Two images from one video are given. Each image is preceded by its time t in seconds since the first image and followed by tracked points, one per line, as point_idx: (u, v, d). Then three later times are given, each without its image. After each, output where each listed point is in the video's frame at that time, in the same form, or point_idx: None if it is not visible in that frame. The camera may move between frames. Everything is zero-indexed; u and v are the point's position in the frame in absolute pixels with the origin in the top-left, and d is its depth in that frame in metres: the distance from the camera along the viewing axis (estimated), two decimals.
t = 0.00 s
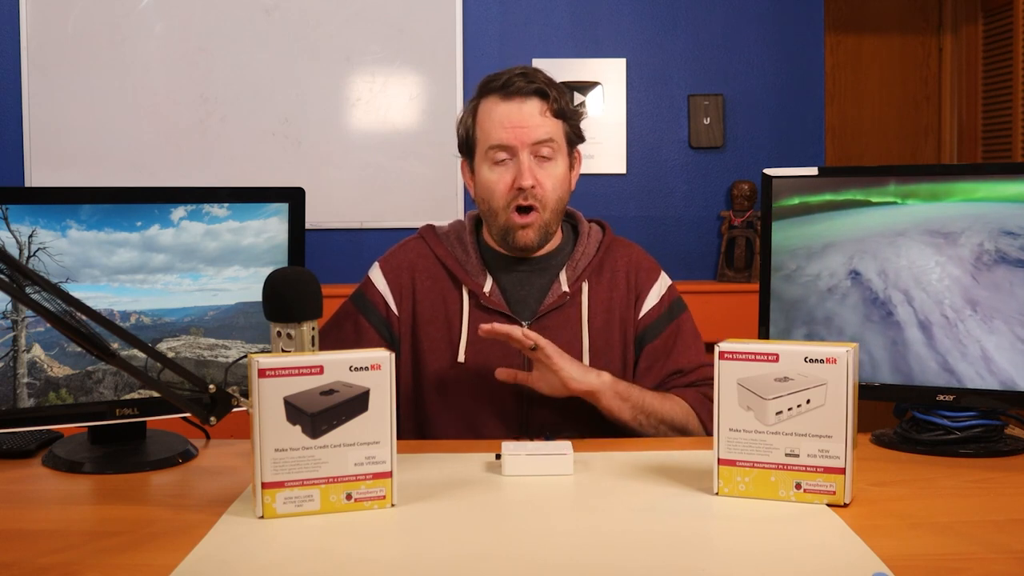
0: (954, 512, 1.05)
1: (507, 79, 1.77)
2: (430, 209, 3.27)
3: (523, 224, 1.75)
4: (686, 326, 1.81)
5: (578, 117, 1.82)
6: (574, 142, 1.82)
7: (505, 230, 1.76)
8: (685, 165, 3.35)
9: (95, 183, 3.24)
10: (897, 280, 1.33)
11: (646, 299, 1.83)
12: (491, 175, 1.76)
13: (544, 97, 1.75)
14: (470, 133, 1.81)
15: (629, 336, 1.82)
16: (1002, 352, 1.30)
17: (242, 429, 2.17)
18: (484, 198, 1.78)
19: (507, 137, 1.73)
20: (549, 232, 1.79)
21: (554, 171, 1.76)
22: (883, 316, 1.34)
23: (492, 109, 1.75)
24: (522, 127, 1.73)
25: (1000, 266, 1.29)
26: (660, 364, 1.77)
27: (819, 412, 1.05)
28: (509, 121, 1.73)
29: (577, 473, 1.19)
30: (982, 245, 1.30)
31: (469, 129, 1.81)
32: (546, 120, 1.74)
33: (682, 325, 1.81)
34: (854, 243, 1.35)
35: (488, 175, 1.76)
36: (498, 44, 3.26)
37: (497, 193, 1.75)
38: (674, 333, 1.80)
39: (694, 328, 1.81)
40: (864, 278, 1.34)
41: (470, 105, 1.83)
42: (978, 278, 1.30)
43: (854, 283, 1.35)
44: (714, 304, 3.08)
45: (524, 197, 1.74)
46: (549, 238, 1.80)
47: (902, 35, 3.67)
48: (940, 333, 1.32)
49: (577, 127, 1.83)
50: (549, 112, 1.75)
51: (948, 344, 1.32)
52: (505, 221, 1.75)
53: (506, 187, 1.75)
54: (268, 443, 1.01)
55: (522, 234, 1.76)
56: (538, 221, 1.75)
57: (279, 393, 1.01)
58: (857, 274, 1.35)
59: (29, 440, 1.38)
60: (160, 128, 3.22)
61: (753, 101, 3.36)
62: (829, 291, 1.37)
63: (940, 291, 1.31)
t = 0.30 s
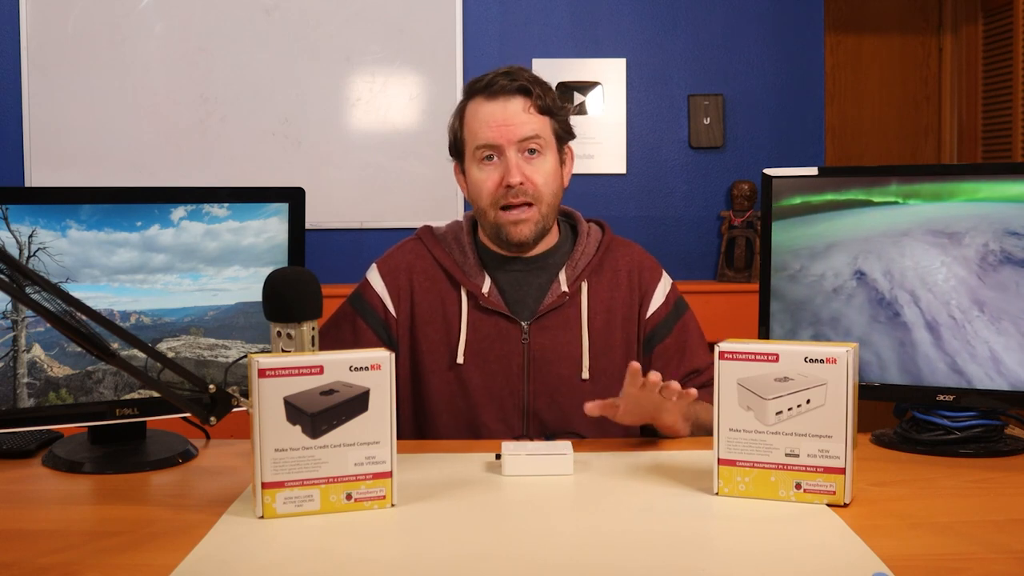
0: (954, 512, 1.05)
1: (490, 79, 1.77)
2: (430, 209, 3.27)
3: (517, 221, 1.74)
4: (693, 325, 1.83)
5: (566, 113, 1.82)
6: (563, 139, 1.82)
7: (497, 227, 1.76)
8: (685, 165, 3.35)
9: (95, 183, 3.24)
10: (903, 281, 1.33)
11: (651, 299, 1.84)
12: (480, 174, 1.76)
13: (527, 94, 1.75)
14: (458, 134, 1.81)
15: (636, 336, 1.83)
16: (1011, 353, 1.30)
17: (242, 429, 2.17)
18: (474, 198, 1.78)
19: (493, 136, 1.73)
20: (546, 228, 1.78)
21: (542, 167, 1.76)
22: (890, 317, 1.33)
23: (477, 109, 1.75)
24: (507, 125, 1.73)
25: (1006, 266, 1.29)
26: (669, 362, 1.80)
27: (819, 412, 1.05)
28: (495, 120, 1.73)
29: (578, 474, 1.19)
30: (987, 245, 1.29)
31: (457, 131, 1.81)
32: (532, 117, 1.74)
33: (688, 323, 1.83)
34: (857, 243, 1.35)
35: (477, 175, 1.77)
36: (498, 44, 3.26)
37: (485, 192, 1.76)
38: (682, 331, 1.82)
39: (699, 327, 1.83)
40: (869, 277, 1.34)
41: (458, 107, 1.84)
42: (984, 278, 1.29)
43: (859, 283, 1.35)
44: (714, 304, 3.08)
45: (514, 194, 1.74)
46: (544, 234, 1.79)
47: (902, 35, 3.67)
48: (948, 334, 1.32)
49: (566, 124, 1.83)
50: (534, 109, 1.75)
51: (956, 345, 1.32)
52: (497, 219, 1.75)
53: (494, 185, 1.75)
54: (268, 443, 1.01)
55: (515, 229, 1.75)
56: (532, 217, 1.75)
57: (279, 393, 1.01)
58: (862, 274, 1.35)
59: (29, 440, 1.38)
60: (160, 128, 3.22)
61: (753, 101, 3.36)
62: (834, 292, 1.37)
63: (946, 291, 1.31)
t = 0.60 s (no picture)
0: (954, 512, 1.05)
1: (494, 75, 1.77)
2: (430, 209, 3.27)
3: (517, 218, 1.74)
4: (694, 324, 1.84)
5: (569, 113, 1.83)
6: (566, 139, 1.82)
7: (497, 223, 1.76)
8: (685, 165, 3.35)
9: (95, 183, 3.24)
10: (908, 281, 1.33)
11: (651, 298, 1.84)
12: (482, 170, 1.77)
13: (532, 92, 1.75)
14: (460, 130, 1.81)
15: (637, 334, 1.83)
16: (1018, 354, 1.30)
17: (242, 429, 2.17)
18: (475, 194, 1.79)
19: (497, 132, 1.74)
20: (546, 226, 1.78)
21: (544, 165, 1.77)
22: (896, 317, 1.33)
23: (481, 105, 1.75)
24: (511, 122, 1.73)
25: (1011, 266, 1.29)
26: (671, 361, 1.80)
27: (819, 412, 1.05)
28: (498, 116, 1.74)
29: (578, 474, 1.19)
30: (991, 245, 1.29)
31: (459, 127, 1.81)
32: (536, 115, 1.74)
33: (689, 322, 1.84)
34: (861, 243, 1.35)
35: (478, 171, 1.77)
36: (498, 44, 3.26)
37: (486, 188, 1.76)
38: (683, 329, 1.83)
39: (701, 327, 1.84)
40: (873, 278, 1.34)
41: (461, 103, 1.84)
42: (989, 279, 1.29)
43: (864, 284, 1.35)
44: (714, 303, 3.08)
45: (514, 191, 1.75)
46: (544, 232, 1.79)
47: (902, 35, 3.67)
48: (955, 335, 1.32)
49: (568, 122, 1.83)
50: (538, 107, 1.75)
51: (963, 346, 1.32)
52: (498, 216, 1.75)
53: (496, 181, 1.76)
54: (268, 443, 1.01)
55: (514, 226, 1.75)
56: (532, 214, 1.75)
57: (279, 393, 1.01)
58: (866, 274, 1.35)
59: (29, 440, 1.38)
60: (160, 128, 3.22)
61: (753, 101, 3.36)
62: (839, 292, 1.36)
63: (952, 292, 1.31)
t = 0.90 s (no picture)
0: (954, 512, 1.05)
1: (508, 85, 1.73)
2: (430, 209, 3.27)
3: (517, 230, 1.75)
4: (687, 304, 1.80)
5: (576, 124, 1.79)
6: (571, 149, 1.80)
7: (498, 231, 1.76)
8: (685, 165, 3.35)
9: (95, 183, 3.24)
10: (915, 282, 1.33)
11: (642, 282, 1.82)
12: (488, 180, 1.74)
13: (544, 107, 1.71)
14: (468, 133, 1.78)
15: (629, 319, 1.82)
16: None
17: (242, 428, 2.17)
18: (479, 202, 1.77)
19: (505, 147, 1.70)
20: (544, 236, 1.79)
21: (550, 181, 1.74)
22: (905, 318, 1.33)
23: (491, 116, 1.71)
24: (520, 138, 1.69)
25: (1017, 266, 1.29)
26: (663, 340, 1.76)
27: (819, 412, 1.05)
28: (508, 130, 1.69)
29: (577, 473, 1.19)
30: (997, 245, 1.29)
31: (468, 129, 1.78)
32: (545, 132, 1.70)
33: (683, 303, 1.80)
34: (866, 243, 1.35)
35: (484, 180, 1.74)
36: (498, 44, 3.26)
37: (490, 199, 1.74)
38: (676, 309, 1.78)
39: (695, 306, 1.79)
40: (880, 278, 1.34)
41: (470, 103, 1.80)
42: (996, 279, 1.29)
43: (870, 284, 1.34)
44: (714, 303, 3.08)
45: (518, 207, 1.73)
46: (542, 240, 1.80)
47: (902, 35, 3.67)
48: (965, 337, 1.32)
49: (575, 132, 1.80)
50: (548, 123, 1.71)
51: (974, 347, 1.32)
52: (499, 225, 1.75)
53: (500, 194, 1.73)
54: (269, 443, 1.01)
55: (514, 237, 1.76)
56: (532, 227, 1.75)
57: (279, 393, 1.01)
58: (873, 275, 1.34)
59: (29, 440, 1.38)
60: (160, 128, 3.22)
61: (753, 101, 3.36)
62: (846, 292, 1.36)
63: (960, 293, 1.31)
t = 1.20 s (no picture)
0: (954, 512, 1.05)
1: (510, 90, 1.73)
2: (430, 209, 3.27)
3: (518, 236, 1.74)
4: (686, 305, 1.80)
5: (579, 129, 1.78)
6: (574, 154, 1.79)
7: (500, 237, 1.76)
8: (685, 165, 3.35)
9: (94, 182, 3.24)
10: (921, 282, 1.32)
11: (641, 283, 1.82)
12: (489, 186, 1.73)
13: (546, 113, 1.70)
14: (471, 137, 1.77)
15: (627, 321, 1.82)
16: None
17: (242, 429, 2.17)
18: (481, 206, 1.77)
19: (507, 152, 1.69)
20: (546, 242, 1.78)
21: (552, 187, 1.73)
22: (913, 319, 1.33)
23: (493, 121, 1.70)
24: (522, 143, 1.69)
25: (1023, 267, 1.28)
26: (660, 341, 1.76)
27: (819, 412, 1.05)
28: (509, 136, 1.69)
29: (577, 473, 1.19)
30: (1002, 246, 1.29)
31: (470, 133, 1.78)
32: (547, 138, 1.69)
33: (681, 303, 1.80)
34: (871, 243, 1.35)
35: (485, 186, 1.74)
36: (498, 44, 3.26)
37: (492, 205, 1.74)
38: (674, 309, 1.78)
39: (694, 308, 1.79)
40: (886, 278, 1.34)
41: (472, 107, 1.79)
42: (1003, 280, 1.29)
43: (876, 284, 1.34)
44: (714, 303, 3.08)
45: (519, 213, 1.72)
46: (545, 245, 1.80)
47: (902, 35, 3.67)
48: (973, 337, 1.31)
49: (577, 136, 1.79)
50: (550, 129, 1.70)
51: (982, 348, 1.31)
52: (500, 230, 1.75)
53: (501, 200, 1.73)
54: (268, 443, 1.01)
55: (517, 245, 1.76)
56: (533, 233, 1.75)
57: (279, 393, 1.01)
58: (878, 275, 1.34)
59: (29, 440, 1.38)
60: (160, 128, 3.22)
61: (753, 101, 3.36)
62: (852, 292, 1.36)
63: (966, 293, 1.31)
